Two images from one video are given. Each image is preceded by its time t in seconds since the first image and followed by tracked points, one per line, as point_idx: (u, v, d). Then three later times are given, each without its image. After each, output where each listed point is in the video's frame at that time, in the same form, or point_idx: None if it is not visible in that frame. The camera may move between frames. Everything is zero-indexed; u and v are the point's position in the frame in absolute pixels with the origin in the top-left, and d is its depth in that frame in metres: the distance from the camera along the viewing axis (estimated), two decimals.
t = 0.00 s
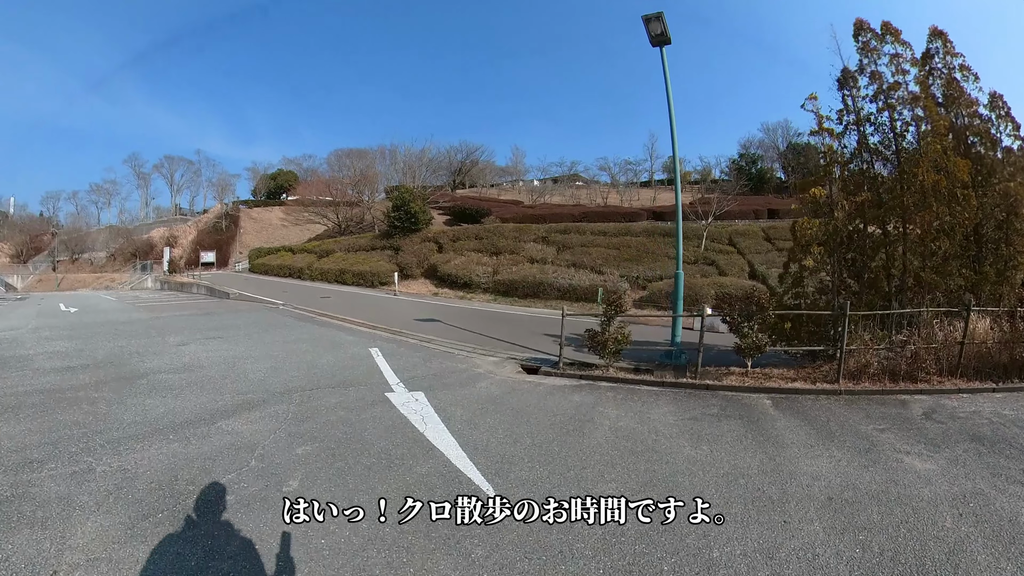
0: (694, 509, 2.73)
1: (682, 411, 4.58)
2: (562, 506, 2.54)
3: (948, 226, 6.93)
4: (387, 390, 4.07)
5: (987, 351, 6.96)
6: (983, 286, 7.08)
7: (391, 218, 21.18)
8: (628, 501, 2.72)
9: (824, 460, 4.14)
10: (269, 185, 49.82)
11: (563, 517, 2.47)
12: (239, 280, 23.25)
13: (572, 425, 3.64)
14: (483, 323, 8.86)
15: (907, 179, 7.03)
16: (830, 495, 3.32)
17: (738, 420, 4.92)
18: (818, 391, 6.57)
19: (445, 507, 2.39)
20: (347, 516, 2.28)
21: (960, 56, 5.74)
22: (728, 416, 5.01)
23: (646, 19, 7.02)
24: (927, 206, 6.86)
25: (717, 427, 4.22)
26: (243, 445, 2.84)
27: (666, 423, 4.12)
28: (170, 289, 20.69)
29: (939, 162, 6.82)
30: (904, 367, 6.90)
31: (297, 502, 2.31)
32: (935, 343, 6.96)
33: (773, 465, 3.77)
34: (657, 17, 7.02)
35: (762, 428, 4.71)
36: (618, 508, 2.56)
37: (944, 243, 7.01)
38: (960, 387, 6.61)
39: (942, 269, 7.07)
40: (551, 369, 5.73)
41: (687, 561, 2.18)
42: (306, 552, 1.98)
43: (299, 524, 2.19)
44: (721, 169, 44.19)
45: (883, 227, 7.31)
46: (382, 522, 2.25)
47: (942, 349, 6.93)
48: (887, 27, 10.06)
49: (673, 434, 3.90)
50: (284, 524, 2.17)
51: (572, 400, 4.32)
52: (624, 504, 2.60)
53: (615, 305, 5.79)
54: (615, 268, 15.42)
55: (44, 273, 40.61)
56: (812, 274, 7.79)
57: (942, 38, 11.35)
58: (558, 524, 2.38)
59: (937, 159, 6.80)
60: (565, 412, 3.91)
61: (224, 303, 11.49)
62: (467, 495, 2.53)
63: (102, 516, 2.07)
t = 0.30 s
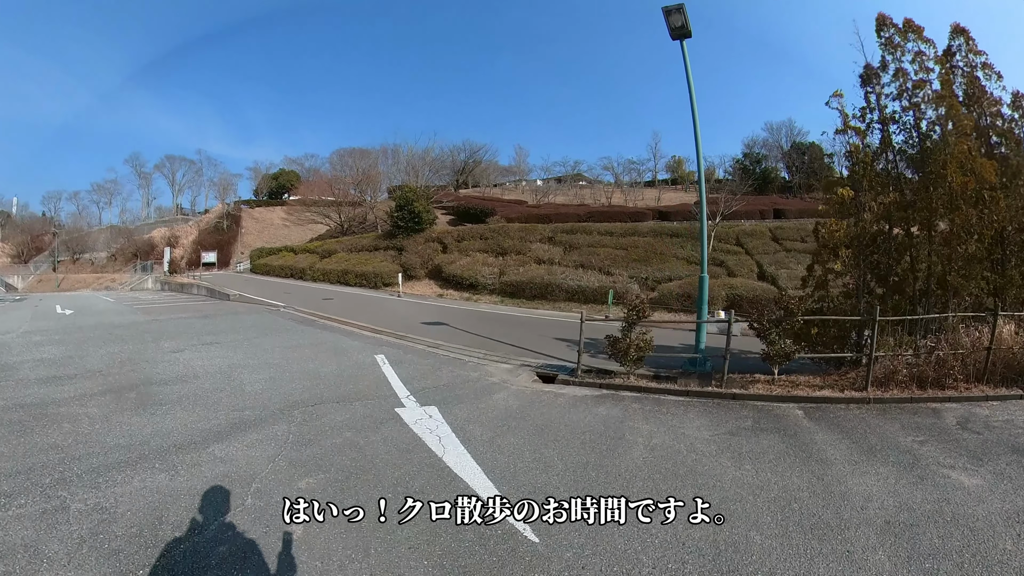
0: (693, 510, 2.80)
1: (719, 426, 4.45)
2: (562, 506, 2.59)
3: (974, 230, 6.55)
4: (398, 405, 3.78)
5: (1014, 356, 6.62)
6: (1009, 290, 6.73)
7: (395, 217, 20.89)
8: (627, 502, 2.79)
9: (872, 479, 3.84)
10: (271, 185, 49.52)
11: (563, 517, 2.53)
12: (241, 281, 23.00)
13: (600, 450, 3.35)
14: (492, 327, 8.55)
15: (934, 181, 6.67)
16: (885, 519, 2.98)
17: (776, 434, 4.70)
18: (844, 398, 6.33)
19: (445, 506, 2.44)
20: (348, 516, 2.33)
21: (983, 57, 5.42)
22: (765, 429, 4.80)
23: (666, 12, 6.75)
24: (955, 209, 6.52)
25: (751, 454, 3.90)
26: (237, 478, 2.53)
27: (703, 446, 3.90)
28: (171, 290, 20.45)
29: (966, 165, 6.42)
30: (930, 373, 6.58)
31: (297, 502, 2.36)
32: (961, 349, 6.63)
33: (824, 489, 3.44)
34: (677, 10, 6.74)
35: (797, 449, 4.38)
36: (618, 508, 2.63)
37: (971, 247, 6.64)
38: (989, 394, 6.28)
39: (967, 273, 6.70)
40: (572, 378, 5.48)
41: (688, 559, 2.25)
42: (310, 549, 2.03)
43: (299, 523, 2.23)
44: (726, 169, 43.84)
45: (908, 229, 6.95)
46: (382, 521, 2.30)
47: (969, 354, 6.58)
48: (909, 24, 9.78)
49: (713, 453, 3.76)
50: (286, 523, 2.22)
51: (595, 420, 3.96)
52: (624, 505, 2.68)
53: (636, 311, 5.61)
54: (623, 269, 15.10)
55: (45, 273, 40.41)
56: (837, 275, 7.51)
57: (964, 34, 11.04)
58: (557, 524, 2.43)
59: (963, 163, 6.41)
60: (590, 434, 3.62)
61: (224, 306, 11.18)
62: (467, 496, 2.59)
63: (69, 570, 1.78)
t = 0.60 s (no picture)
0: (694, 509, 2.69)
1: (761, 431, 4.50)
2: (562, 506, 2.48)
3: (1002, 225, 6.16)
4: (413, 413, 3.44)
5: None
6: None
7: (399, 215, 20.52)
8: (628, 501, 2.66)
9: (928, 492, 3.59)
10: (273, 184, 49.18)
11: (563, 517, 2.41)
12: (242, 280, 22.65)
13: (638, 469, 3.03)
14: (503, 327, 8.21)
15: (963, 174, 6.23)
16: (966, 553, 2.63)
17: (822, 439, 4.70)
18: (877, 399, 6.03)
19: (445, 506, 2.34)
20: (348, 516, 2.24)
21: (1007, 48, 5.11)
22: (809, 433, 4.86)
23: None
24: (985, 202, 6.11)
25: (800, 481, 3.56)
26: (231, 509, 2.18)
27: (749, 457, 3.82)
28: (172, 289, 20.10)
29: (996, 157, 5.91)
30: (961, 374, 6.23)
31: (298, 501, 2.27)
32: (991, 347, 6.27)
33: (893, 517, 3.10)
34: None
35: (847, 472, 4.03)
36: (619, 508, 2.52)
37: (1002, 242, 6.25)
38: None
39: (995, 269, 6.32)
40: (596, 381, 5.21)
41: (690, 561, 2.13)
42: (311, 550, 1.96)
43: (299, 523, 2.15)
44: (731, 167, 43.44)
45: (937, 226, 6.54)
46: (382, 521, 2.20)
47: (1000, 353, 6.23)
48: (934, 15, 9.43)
49: (765, 461, 3.82)
50: (285, 523, 2.13)
51: (630, 431, 3.74)
52: (625, 504, 2.56)
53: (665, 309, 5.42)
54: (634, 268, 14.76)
55: (46, 273, 40.11)
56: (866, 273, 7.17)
57: (988, 26, 10.65)
58: (558, 524, 2.32)
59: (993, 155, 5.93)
60: (625, 452, 3.27)
61: (223, 305, 10.83)
62: (468, 495, 2.47)
63: None
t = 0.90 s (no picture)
0: (694, 509, 2.71)
1: (806, 449, 4.47)
2: (562, 506, 2.50)
3: None
4: (430, 436, 3.13)
5: None
6: None
7: (403, 215, 20.18)
8: (628, 501, 2.67)
9: (989, 516, 3.29)
10: (276, 184, 48.89)
11: (563, 517, 2.43)
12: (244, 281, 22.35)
13: (686, 499, 2.80)
14: (515, 332, 7.88)
15: (999, 176, 5.77)
16: None
17: (868, 454, 4.55)
18: (912, 409, 5.70)
19: (445, 507, 2.35)
20: (348, 516, 2.24)
21: None
22: (854, 449, 4.69)
23: None
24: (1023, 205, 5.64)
25: (858, 506, 3.35)
26: (227, 562, 1.84)
27: (802, 479, 3.71)
28: (172, 289, 19.80)
29: None
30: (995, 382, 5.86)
31: (298, 501, 2.28)
32: None
33: (969, 547, 2.76)
34: None
35: (903, 493, 3.69)
36: (619, 508, 2.53)
37: None
38: None
39: None
40: (620, 393, 4.95)
41: (686, 560, 2.16)
42: (317, 546, 1.99)
43: (299, 523, 2.15)
44: (737, 167, 43.05)
45: (971, 228, 6.07)
46: (383, 522, 2.21)
47: None
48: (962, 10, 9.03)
49: (818, 483, 3.67)
50: (285, 523, 2.14)
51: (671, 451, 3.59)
52: (625, 504, 2.57)
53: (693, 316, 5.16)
54: (645, 269, 14.41)
55: (47, 272, 39.86)
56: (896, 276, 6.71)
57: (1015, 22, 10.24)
58: (558, 524, 2.33)
59: None
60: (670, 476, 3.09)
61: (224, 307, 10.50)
62: (468, 496, 2.48)
63: None
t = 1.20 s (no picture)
0: (694, 509, 2.75)
1: (855, 465, 4.36)
2: (562, 506, 2.50)
3: None
4: (445, 459, 2.83)
5: None
6: None
7: (407, 213, 19.83)
8: (628, 501, 2.68)
9: None
10: (278, 183, 48.61)
11: (563, 517, 2.43)
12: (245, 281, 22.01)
13: (747, 533, 2.53)
14: (527, 336, 7.56)
15: None
16: None
17: (920, 470, 4.24)
18: (950, 417, 5.35)
19: (445, 507, 2.33)
20: (347, 516, 2.21)
21: None
22: (904, 463, 4.44)
23: None
24: None
25: (923, 528, 3.06)
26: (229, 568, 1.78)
27: (862, 502, 3.51)
28: (172, 289, 19.45)
29: None
30: None
31: (297, 501, 2.24)
32: None
33: None
34: None
35: (967, 515, 3.37)
36: (619, 508, 2.53)
37: None
38: None
39: None
40: (645, 403, 4.78)
41: (695, 562, 2.15)
42: (315, 545, 1.97)
43: (299, 523, 2.12)
44: (742, 166, 42.67)
45: (1013, 229, 5.61)
46: (382, 522, 2.18)
47: None
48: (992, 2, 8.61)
49: (878, 506, 3.45)
50: (284, 523, 2.11)
51: (714, 476, 3.47)
52: (625, 504, 2.58)
53: (726, 320, 5.06)
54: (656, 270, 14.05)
55: (48, 271, 39.60)
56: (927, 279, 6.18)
57: None
58: (559, 525, 2.33)
59: None
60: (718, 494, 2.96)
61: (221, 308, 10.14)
62: (468, 495, 2.46)
63: None
